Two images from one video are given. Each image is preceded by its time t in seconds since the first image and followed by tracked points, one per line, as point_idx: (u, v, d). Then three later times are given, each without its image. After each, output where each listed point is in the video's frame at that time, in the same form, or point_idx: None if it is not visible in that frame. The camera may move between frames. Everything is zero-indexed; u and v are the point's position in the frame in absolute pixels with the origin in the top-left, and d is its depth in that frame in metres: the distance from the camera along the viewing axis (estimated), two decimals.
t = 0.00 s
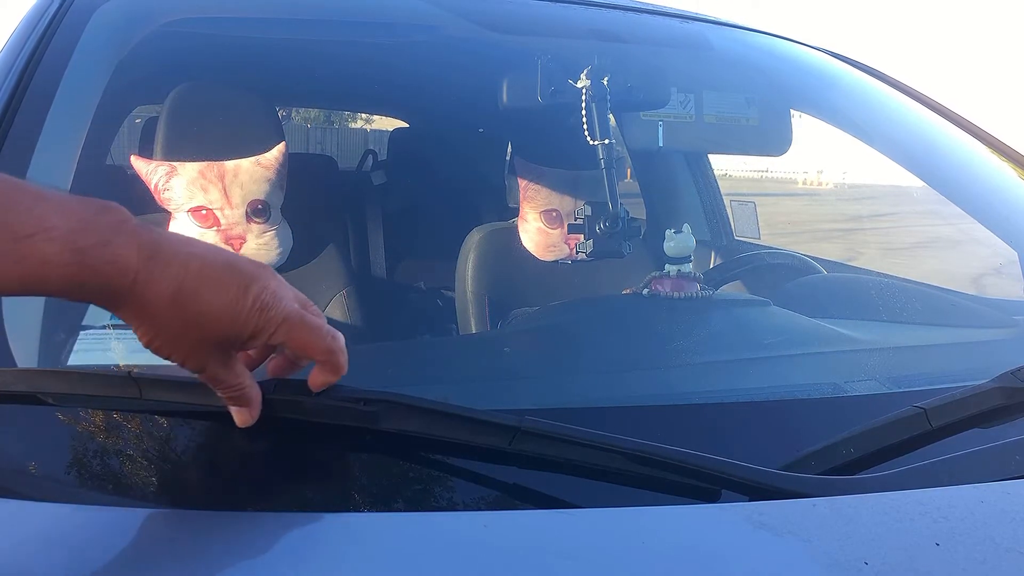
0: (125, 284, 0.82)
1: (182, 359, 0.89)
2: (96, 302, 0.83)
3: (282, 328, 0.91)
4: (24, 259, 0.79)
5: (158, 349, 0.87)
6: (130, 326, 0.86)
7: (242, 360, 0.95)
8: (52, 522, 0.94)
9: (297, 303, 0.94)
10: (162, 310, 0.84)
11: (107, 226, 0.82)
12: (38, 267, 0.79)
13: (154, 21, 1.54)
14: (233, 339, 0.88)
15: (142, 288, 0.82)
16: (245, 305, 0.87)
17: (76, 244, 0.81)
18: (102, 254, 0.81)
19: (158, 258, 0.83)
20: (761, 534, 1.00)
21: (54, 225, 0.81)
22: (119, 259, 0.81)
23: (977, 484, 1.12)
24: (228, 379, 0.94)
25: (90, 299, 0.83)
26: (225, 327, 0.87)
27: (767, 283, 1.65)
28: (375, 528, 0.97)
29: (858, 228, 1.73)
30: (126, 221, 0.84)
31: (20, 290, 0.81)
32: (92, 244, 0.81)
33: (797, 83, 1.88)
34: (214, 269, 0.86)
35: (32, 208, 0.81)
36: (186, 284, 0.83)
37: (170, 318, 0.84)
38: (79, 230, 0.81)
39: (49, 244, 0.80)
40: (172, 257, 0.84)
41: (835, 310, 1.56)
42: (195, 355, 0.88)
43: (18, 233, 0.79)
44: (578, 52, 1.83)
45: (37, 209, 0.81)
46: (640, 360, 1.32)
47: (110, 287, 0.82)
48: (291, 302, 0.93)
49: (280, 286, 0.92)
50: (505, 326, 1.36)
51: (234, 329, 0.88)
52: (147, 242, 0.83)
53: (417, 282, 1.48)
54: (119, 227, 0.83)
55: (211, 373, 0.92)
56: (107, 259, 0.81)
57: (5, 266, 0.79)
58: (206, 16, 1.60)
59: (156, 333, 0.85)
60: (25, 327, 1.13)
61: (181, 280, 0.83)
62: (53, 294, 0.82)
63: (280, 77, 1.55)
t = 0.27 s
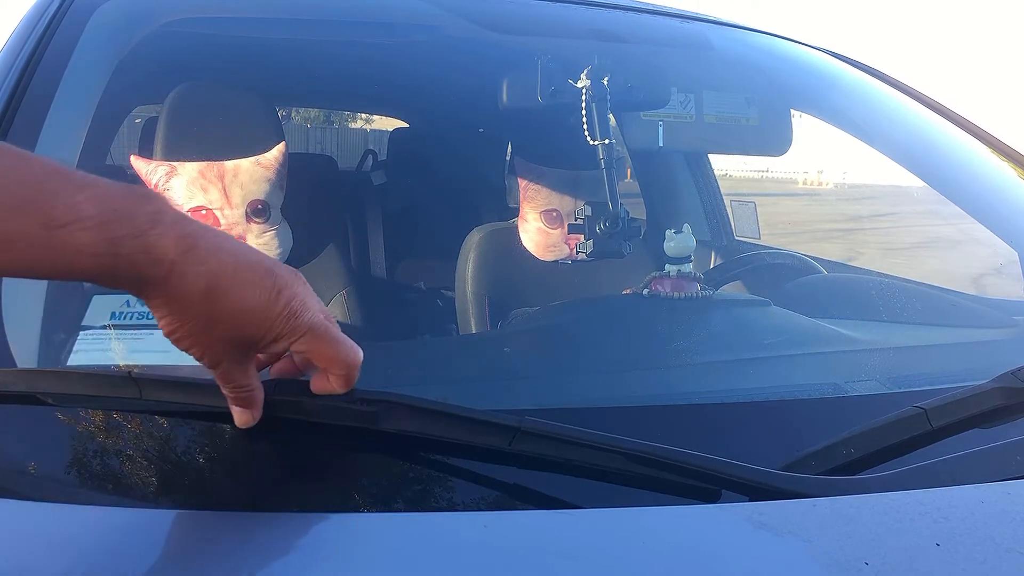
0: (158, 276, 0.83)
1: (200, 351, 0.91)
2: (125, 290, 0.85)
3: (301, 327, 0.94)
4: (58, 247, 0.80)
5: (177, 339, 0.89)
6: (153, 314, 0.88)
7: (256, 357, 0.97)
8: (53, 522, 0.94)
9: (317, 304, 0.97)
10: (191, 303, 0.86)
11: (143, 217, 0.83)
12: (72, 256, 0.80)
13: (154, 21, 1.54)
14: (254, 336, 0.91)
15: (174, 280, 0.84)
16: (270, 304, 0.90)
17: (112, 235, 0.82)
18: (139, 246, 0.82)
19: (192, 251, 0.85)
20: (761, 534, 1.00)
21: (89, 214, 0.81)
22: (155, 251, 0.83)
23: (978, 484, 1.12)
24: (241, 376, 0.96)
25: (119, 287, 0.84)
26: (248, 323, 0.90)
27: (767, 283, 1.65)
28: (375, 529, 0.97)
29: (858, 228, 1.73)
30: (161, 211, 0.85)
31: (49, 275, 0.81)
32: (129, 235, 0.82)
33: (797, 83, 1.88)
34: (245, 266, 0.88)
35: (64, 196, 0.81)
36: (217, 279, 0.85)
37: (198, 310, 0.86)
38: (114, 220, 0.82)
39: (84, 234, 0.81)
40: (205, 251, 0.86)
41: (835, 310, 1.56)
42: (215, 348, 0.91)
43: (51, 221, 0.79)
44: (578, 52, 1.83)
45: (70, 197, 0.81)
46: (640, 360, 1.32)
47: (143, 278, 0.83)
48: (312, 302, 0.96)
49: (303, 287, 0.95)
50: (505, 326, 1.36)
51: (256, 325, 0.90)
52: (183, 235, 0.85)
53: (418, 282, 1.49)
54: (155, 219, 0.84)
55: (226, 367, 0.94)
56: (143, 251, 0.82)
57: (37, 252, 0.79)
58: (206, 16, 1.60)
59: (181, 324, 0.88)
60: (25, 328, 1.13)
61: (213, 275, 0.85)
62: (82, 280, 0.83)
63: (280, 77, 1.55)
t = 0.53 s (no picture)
0: (174, 268, 0.85)
1: (210, 345, 0.92)
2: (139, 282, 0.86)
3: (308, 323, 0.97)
4: (75, 236, 0.80)
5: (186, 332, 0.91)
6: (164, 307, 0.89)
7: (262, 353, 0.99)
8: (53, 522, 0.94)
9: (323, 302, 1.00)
10: (205, 296, 0.87)
11: (160, 208, 0.84)
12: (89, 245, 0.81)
13: (154, 21, 1.54)
14: (263, 330, 0.93)
15: (190, 273, 0.85)
16: (280, 299, 0.93)
17: (129, 225, 0.82)
18: (157, 238, 0.83)
19: (207, 244, 0.86)
20: (761, 534, 1.00)
21: (107, 204, 0.81)
22: (172, 243, 0.84)
23: (978, 485, 1.12)
24: (247, 372, 0.98)
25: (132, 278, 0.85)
26: (259, 317, 0.92)
27: (767, 283, 1.65)
28: (375, 529, 0.97)
29: (858, 229, 1.73)
30: (178, 203, 0.86)
31: (64, 264, 0.82)
32: (146, 226, 0.83)
33: (797, 83, 1.88)
34: (258, 260, 0.90)
35: (80, 185, 0.81)
36: (232, 273, 0.87)
37: (211, 304, 0.88)
38: (131, 210, 0.83)
39: (101, 224, 0.81)
40: (220, 245, 0.87)
41: (835, 310, 1.56)
42: (224, 342, 0.92)
43: (69, 210, 0.80)
44: (578, 52, 1.83)
45: (88, 186, 0.81)
46: (640, 360, 1.32)
47: (158, 270, 0.84)
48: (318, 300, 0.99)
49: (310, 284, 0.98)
50: (505, 326, 1.36)
51: (266, 319, 0.93)
52: (199, 228, 0.86)
53: (418, 282, 1.49)
54: (172, 210, 0.85)
55: (233, 362, 0.96)
56: (161, 243, 0.83)
57: (54, 241, 0.80)
58: (206, 16, 1.60)
59: (192, 317, 0.89)
60: (25, 328, 1.13)
61: (228, 268, 0.87)
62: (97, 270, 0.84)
63: (280, 77, 1.55)
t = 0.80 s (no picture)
0: (176, 267, 0.85)
1: (213, 345, 0.93)
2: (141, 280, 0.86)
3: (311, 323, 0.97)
4: (78, 233, 0.81)
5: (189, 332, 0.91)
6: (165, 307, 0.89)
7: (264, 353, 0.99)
8: (52, 521, 0.94)
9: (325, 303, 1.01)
10: (207, 295, 0.88)
11: (162, 206, 0.85)
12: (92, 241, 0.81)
13: (154, 21, 1.54)
14: (266, 329, 0.94)
15: (192, 272, 0.86)
16: (282, 298, 0.93)
17: (131, 222, 0.83)
18: (160, 235, 0.84)
19: (209, 243, 0.87)
20: (761, 534, 1.00)
21: (109, 201, 0.82)
22: (175, 241, 0.84)
23: (978, 485, 1.12)
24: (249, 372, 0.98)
25: (135, 276, 0.85)
26: (261, 316, 0.92)
27: (767, 283, 1.65)
28: (375, 529, 0.96)
29: (858, 228, 1.73)
30: (180, 201, 0.86)
31: (66, 260, 0.82)
32: (149, 223, 0.83)
33: (797, 83, 1.88)
34: (259, 260, 0.91)
35: (83, 183, 0.81)
36: (234, 271, 0.88)
37: (213, 302, 0.88)
38: (133, 208, 0.83)
39: (103, 221, 0.81)
40: (221, 244, 0.88)
41: (835, 310, 1.56)
42: (227, 341, 0.92)
43: (71, 207, 0.80)
44: (578, 51, 1.83)
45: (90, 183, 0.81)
46: (640, 360, 1.32)
47: (161, 268, 0.85)
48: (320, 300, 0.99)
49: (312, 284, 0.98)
50: (505, 326, 1.36)
51: (268, 319, 0.93)
52: (201, 227, 0.87)
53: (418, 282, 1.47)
54: (174, 209, 0.85)
55: (235, 362, 0.96)
56: (163, 240, 0.84)
57: (57, 238, 0.80)
58: (206, 16, 1.60)
59: (194, 317, 0.89)
60: (25, 327, 1.13)
61: (229, 268, 0.88)
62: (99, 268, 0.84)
63: (280, 77, 1.55)
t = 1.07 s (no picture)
0: (122, 279, 0.87)
1: (187, 358, 0.93)
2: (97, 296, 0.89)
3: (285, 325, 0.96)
4: (24, 250, 0.85)
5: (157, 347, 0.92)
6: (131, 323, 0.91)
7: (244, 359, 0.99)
8: (52, 520, 0.94)
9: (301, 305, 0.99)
10: (162, 306, 0.89)
11: (104, 223, 0.89)
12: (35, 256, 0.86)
13: (154, 21, 1.54)
14: (235, 335, 0.92)
15: (142, 283, 0.88)
16: (248, 302, 0.92)
17: (74, 238, 0.87)
18: (99, 249, 0.87)
19: (159, 255, 0.89)
20: (761, 534, 1.00)
21: (51, 219, 0.87)
22: (119, 255, 0.87)
23: (978, 485, 1.12)
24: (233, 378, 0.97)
25: (87, 292, 0.89)
26: (226, 323, 0.91)
27: (767, 283, 1.65)
28: (374, 528, 0.96)
29: (858, 228, 1.73)
30: (124, 219, 0.90)
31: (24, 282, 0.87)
32: (90, 238, 0.87)
33: (797, 83, 1.88)
34: (212, 264, 0.91)
35: (33, 203, 0.87)
36: (187, 278, 0.89)
37: (170, 314, 0.89)
38: (76, 224, 0.88)
39: (46, 236, 0.86)
40: (174, 255, 0.90)
41: (835, 310, 1.56)
42: (195, 352, 0.92)
43: (18, 226, 0.86)
44: (578, 51, 1.83)
45: (39, 204, 0.87)
46: (640, 360, 1.32)
47: (107, 281, 0.87)
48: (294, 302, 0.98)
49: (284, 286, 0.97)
50: (505, 326, 1.36)
51: (235, 324, 0.91)
52: (148, 240, 0.89)
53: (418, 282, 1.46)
54: (116, 225, 0.89)
55: (212, 373, 0.95)
56: (106, 254, 0.87)
57: (9, 256, 0.86)
58: (206, 16, 1.60)
59: (156, 330, 0.90)
60: (25, 327, 1.12)
61: (181, 276, 0.89)
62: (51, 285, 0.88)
63: (280, 77, 1.55)
